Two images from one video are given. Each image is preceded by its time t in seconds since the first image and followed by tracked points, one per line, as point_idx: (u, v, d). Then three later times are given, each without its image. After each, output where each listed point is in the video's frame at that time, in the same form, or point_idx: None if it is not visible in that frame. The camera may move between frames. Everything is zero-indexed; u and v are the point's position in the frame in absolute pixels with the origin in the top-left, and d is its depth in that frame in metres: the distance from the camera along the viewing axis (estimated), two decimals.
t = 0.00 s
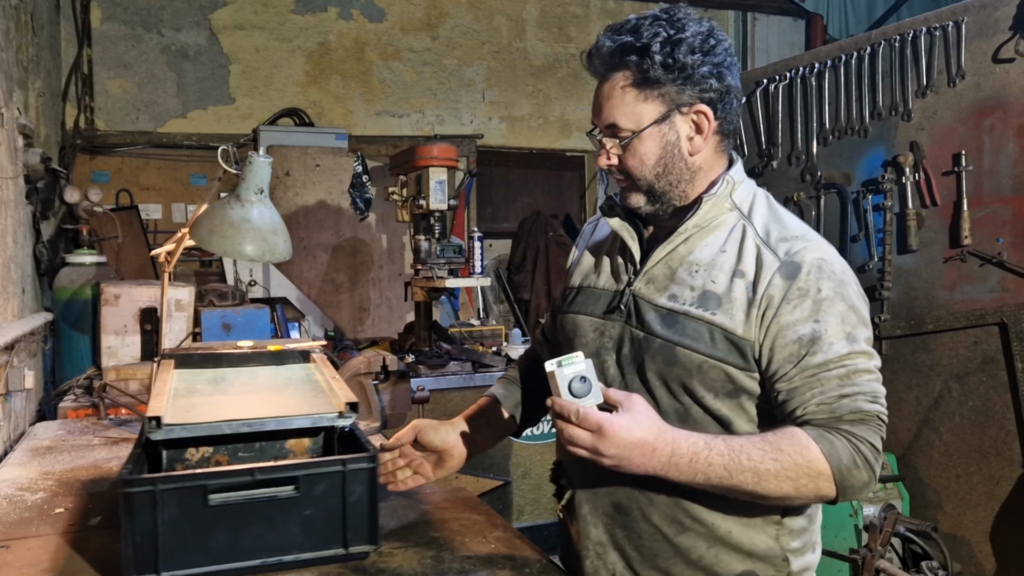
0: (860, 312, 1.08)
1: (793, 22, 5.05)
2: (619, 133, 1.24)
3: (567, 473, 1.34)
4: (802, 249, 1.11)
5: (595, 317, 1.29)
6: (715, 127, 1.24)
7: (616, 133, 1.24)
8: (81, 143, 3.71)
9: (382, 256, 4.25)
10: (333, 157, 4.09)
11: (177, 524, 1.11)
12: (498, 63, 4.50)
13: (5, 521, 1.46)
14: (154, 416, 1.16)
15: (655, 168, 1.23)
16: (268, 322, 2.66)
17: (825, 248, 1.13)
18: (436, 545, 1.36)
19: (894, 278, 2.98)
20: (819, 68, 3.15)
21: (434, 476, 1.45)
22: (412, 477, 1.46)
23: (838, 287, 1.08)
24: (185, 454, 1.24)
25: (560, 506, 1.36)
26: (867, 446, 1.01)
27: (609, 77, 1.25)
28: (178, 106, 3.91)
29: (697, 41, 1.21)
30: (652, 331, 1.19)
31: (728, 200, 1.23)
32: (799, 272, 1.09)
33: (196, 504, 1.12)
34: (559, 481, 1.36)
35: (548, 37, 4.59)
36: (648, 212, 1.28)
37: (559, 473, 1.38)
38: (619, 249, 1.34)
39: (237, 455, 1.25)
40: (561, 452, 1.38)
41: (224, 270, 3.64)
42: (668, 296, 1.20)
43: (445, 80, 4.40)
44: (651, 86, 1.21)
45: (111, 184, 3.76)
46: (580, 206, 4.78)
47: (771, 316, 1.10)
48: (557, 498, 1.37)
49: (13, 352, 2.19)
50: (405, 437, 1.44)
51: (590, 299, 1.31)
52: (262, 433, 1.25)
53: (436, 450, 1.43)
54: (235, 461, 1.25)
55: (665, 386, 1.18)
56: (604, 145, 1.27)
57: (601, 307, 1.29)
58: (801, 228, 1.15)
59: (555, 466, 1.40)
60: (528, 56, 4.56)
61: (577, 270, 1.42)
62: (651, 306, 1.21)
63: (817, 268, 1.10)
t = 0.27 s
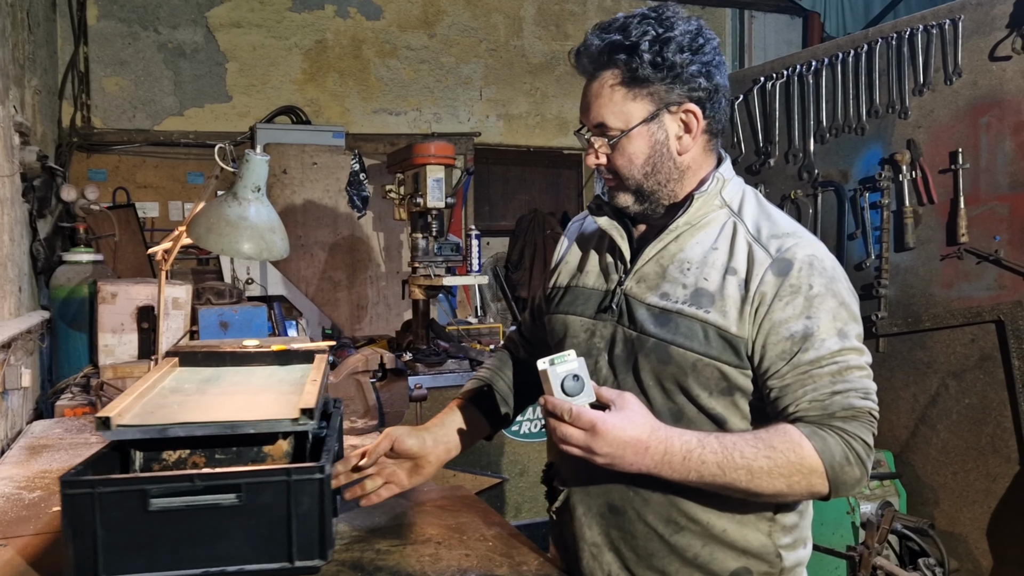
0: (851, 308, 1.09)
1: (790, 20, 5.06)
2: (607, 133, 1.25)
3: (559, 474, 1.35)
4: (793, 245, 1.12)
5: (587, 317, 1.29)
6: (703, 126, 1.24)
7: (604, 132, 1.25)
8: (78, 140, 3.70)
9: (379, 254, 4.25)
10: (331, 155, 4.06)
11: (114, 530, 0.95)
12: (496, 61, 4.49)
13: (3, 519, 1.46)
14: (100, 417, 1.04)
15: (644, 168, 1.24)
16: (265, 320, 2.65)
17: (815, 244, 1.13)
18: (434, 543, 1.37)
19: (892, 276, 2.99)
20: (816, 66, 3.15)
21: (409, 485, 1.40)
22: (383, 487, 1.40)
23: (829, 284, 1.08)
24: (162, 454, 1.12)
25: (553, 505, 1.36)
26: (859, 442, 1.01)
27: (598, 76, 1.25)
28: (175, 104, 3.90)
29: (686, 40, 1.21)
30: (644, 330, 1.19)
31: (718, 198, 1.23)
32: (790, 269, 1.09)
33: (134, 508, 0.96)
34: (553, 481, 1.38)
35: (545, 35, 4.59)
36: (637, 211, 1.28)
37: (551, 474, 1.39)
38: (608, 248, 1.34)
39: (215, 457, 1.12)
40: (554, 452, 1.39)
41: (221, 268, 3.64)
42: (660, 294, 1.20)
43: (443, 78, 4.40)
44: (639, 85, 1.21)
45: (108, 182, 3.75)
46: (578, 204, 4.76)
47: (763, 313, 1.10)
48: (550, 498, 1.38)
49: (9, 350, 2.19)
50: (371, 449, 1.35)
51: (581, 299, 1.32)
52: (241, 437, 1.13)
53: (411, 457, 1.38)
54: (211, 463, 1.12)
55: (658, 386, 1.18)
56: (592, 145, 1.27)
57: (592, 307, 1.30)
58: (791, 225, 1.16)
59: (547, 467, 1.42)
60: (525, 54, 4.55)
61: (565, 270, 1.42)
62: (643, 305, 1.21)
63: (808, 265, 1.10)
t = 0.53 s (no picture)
0: (844, 306, 1.09)
1: (788, 17, 5.05)
2: (596, 132, 1.25)
3: (553, 477, 1.34)
4: (788, 244, 1.12)
5: (579, 317, 1.28)
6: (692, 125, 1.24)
7: (593, 131, 1.25)
8: (74, 138, 3.68)
9: (376, 251, 4.24)
10: (328, 152, 4.08)
11: (54, 525, 1.02)
12: (493, 58, 4.48)
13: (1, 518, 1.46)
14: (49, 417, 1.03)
15: (632, 167, 1.24)
16: (262, 317, 2.68)
17: (808, 242, 1.14)
18: (431, 541, 1.37)
19: (890, 273, 2.99)
20: (815, 63, 3.15)
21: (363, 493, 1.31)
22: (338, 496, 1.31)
23: (823, 281, 1.09)
24: (137, 453, 1.17)
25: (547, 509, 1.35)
26: (856, 439, 1.02)
27: (587, 75, 1.25)
28: (171, 101, 3.88)
29: (675, 39, 1.21)
30: (640, 330, 1.19)
31: (709, 195, 1.23)
32: (785, 267, 1.10)
33: (73, 508, 1.01)
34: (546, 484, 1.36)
35: (543, 32, 4.57)
36: (625, 210, 1.28)
37: (544, 478, 1.38)
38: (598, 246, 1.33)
39: (189, 458, 1.17)
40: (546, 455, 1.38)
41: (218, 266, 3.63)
42: (654, 294, 1.20)
43: (440, 75, 4.39)
44: (629, 84, 1.21)
45: (104, 179, 3.75)
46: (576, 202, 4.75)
47: (760, 312, 1.10)
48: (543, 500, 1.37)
49: (5, 348, 2.18)
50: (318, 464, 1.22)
51: (571, 299, 1.31)
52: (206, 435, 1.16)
53: (364, 464, 1.28)
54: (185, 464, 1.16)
55: (654, 386, 1.18)
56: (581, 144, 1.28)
57: (584, 308, 1.29)
58: (784, 223, 1.16)
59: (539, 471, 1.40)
60: (523, 51, 4.54)
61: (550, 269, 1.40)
62: (638, 305, 1.21)
63: (802, 263, 1.10)
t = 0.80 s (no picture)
0: (832, 304, 1.11)
1: (786, 14, 5.05)
2: (576, 132, 1.25)
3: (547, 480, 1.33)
4: (777, 244, 1.13)
5: (568, 322, 1.27)
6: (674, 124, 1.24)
7: (574, 132, 1.25)
8: (70, 135, 3.67)
9: (374, 249, 4.23)
10: (325, 149, 4.08)
11: (7, 521, 1.10)
12: (491, 55, 4.47)
13: None
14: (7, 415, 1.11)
15: (613, 167, 1.24)
16: (260, 315, 2.68)
17: (795, 241, 1.15)
18: (429, 539, 1.37)
19: (887, 270, 2.99)
20: (813, 60, 3.17)
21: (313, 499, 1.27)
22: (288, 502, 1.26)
23: (812, 280, 1.10)
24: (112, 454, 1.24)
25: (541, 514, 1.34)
26: (849, 435, 1.03)
27: (567, 76, 1.25)
28: (168, 98, 3.87)
29: (656, 39, 1.22)
30: (633, 333, 1.18)
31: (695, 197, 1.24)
32: (776, 267, 1.10)
33: (23, 506, 1.10)
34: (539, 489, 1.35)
35: (541, 29, 4.56)
36: (608, 211, 1.28)
37: (536, 482, 1.36)
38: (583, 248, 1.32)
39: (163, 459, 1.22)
40: (537, 459, 1.37)
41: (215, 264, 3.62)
42: (645, 296, 1.19)
43: (437, 72, 4.38)
44: (608, 84, 1.22)
45: (101, 177, 3.74)
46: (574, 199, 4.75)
47: (752, 313, 1.10)
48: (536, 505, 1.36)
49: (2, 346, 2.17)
50: (267, 474, 1.17)
51: (559, 304, 1.29)
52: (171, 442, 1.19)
53: (315, 472, 1.24)
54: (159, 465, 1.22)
55: (649, 389, 1.17)
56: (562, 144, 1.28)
57: (573, 312, 1.27)
58: (770, 223, 1.17)
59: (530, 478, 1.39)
60: (521, 47, 4.53)
61: (534, 273, 1.39)
62: (629, 308, 1.20)
63: (792, 263, 1.11)
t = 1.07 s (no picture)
0: (812, 297, 1.14)
1: (783, 12, 5.05)
2: (552, 133, 1.25)
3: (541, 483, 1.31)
4: (759, 241, 1.15)
5: (555, 327, 1.25)
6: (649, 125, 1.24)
7: (550, 133, 1.25)
8: (67, 133, 3.66)
9: (371, 247, 4.23)
10: (323, 147, 4.08)
11: None
12: (489, 52, 4.47)
13: None
14: None
15: (590, 167, 1.24)
16: (258, 313, 2.67)
17: (774, 237, 1.18)
18: (427, 537, 1.37)
19: (885, 268, 3.00)
20: (811, 58, 3.16)
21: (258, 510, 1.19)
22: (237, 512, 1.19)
23: (795, 275, 1.13)
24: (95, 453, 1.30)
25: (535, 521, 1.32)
26: (837, 423, 1.07)
27: (544, 78, 1.25)
28: (166, 96, 3.87)
29: (631, 40, 1.22)
30: (626, 336, 1.17)
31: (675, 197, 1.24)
32: (762, 263, 1.13)
33: None
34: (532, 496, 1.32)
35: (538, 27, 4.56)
36: (586, 212, 1.27)
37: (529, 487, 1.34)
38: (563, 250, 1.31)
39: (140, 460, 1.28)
40: (528, 466, 1.34)
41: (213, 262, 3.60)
42: (634, 298, 1.19)
43: (435, 70, 4.37)
44: (584, 85, 1.22)
45: (98, 175, 3.72)
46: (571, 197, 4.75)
47: (742, 309, 1.12)
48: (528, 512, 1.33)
49: None
50: (209, 482, 1.14)
51: (544, 310, 1.27)
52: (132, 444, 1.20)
53: (259, 479, 1.16)
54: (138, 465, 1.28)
55: (644, 390, 1.16)
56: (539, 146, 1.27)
57: (560, 317, 1.26)
58: (750, 220, 1.20)
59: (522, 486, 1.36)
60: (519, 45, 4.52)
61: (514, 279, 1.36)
62: (618, 310, 1.19)
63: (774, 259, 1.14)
